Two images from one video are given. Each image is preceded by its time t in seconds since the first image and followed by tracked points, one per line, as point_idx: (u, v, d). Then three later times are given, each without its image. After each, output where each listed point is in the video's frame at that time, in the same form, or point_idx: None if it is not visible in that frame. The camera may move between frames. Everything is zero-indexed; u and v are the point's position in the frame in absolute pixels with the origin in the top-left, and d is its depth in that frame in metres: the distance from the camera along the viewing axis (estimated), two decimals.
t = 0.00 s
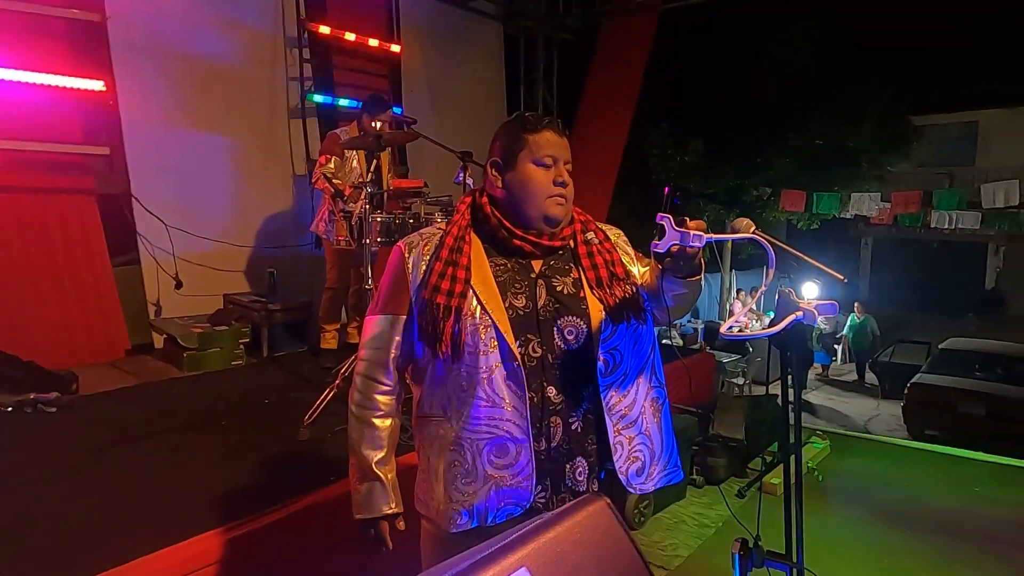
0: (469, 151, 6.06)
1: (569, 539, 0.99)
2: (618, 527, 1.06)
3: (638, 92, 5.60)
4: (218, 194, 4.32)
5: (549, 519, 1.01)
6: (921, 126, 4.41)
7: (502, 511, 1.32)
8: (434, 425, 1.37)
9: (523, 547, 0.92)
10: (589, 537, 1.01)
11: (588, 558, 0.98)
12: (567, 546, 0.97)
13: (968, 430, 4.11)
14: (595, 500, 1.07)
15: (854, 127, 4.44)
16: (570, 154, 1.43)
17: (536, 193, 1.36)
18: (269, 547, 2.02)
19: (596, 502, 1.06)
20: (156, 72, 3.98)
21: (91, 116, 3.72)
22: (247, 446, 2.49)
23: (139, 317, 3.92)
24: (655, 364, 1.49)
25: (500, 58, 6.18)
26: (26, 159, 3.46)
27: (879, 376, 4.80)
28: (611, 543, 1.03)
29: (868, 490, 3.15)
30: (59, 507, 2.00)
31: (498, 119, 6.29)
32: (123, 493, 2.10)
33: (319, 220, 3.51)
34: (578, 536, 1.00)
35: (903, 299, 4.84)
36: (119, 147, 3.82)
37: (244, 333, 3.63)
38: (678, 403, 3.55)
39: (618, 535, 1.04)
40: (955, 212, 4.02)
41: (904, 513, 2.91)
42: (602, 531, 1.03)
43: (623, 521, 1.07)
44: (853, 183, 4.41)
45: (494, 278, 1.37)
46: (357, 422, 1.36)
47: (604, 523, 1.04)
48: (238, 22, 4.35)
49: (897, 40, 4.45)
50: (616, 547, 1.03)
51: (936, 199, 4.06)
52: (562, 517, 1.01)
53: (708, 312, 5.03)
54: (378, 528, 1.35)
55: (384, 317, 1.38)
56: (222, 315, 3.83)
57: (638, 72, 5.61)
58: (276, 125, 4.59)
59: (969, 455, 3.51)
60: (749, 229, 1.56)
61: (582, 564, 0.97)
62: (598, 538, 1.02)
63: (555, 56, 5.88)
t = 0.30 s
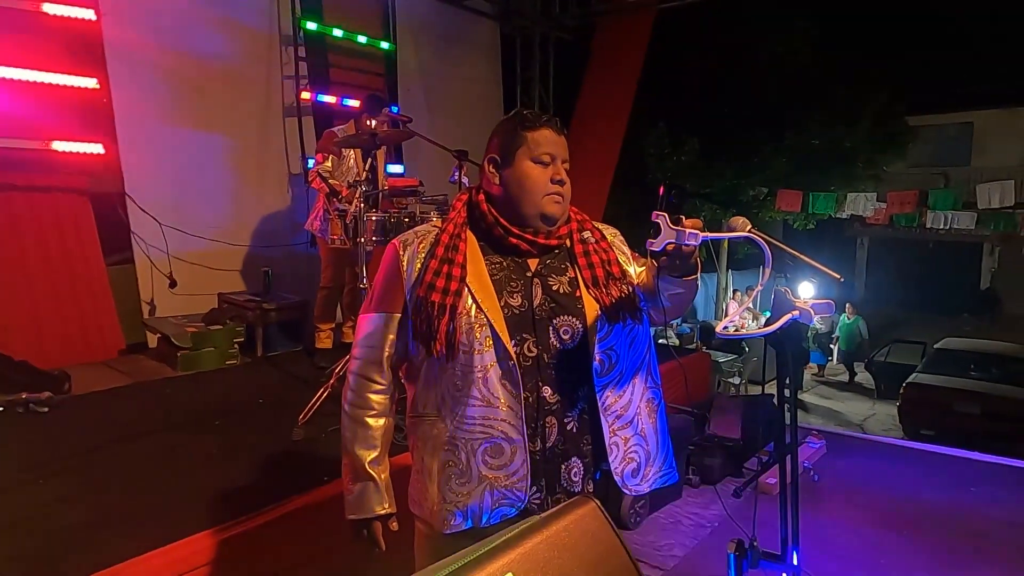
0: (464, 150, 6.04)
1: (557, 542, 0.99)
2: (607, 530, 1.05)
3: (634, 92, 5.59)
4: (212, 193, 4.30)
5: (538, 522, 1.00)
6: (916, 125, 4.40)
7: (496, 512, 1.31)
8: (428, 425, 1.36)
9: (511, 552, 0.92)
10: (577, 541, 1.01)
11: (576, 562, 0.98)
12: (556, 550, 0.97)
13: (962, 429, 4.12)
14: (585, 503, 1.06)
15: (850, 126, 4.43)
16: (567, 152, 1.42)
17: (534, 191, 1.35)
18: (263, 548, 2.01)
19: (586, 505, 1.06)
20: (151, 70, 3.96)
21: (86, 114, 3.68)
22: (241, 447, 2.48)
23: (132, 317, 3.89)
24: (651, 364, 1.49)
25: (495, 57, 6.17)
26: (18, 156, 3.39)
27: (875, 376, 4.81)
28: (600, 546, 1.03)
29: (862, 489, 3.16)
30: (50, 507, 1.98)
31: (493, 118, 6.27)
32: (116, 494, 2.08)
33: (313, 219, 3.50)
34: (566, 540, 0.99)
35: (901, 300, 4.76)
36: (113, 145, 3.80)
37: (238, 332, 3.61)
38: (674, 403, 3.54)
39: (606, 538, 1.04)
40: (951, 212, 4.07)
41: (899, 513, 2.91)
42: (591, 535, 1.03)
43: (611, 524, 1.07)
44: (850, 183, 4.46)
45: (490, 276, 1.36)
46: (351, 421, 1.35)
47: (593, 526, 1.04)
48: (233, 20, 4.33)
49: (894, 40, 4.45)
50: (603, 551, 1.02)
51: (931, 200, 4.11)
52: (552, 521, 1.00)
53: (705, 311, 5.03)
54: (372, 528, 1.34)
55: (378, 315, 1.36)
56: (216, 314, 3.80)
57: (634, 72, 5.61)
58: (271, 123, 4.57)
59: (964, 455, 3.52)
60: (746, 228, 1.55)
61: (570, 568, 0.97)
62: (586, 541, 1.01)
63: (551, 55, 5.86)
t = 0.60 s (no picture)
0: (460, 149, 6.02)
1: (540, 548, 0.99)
2: (592, 536, 1.05)
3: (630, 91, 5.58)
4: (206, 193, 4.27)
5: (521, 528, 1.00)
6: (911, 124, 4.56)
7: (490, 514, 1.30)
8: (422, 426, 1.35)
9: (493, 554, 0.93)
10: (560, 547, 1.01)
11: (558, 568, 0.98)
12: (538, 555, 0.97)
13: (958, 429, 4.12)
14: (568, 509, 1.06)
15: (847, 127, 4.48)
16: (561, 151, 1.41)
17: (528, 190, 1.33)
18: (256, 550, 2.00)
19: (569, 511, 1.06)
20: (144, 69, 3.94)
21: (79, 113, 3.66)
22: (234, 448, 2.46)
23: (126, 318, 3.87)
24: (646, 365, 1.48)
25: (491, 56, 6.15)
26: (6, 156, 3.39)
27: (871, 375, 4.80)
28: (583, 553, 1.03)
29: (857, 488, 3.16)
30: (41, 509, 1.96)
31: (489, 117, 6.26)
32: (107, 496, 2.05)
33: (307, 218, 3.48)
34: (548, 546, 0.99)
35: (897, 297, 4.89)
36: (106, 144, 3.78)
37: (232, 333, 3.59)
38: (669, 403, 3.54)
39: (591, 544, 1.04)
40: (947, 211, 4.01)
41: (894, 512, 2.91)
42: (575, 541, 1.03)
43: (596, 529, 1.06)
44: (846, 182, 4.44)
45: (483, 276, 1.35)
46: (343, 422, 1.34)
47: (576, 533, 1.04)
48: (227, 19, 4.31)
49: (888, 39, 4.46)
50: (586, 556, 1.02)
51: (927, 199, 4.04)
52: (534, 526, 1.01)
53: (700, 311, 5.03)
54: (364, 531, 1.32)
55: (371, 314, 1.35)
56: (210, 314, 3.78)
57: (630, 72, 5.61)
58: (265, 123, 4.55)
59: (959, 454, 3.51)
60: (739, 226, 1.54)
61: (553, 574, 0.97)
62: (570, 547, 1.01)
63: (546, 54, 5.85)
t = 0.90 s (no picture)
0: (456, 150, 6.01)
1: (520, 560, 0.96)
2: (574, 544, 1.03)
3: (626, 92, 5.58)
4: (201, 193, 4.26)
5: (501, 538, 0.98)
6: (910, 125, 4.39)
7: (485, 515, 1.29)
8: (416, 426, 1.34)
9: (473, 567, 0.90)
10: (541, 557, 0.98)
11: None
12: (519, 566, 0.95)
13: (953, 430, 4.12)
14: (550, 516, 1.04)
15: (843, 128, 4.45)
16: (557, 151, 1.40)
17: (523, 189, 1.33)
18: (248, 552, 1.99)
19: (550, 518, 1.03)
20: (139, 69, 3.92)
21: (73, 113, 3.64)
22: (228, 449, 2.45)
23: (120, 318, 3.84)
24: (642, 365, 1.47)
25: (488, 56, 6.14)
26: None
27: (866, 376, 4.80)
28: (565, 562, 1.01)
29: (853, 489, 3.15)
30: (32, 510, 1.95)
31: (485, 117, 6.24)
32: (98, 498, 2.04)
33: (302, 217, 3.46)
34: (528, 557, 0.97)
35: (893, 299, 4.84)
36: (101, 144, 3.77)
37: (226, 333, 3.58)
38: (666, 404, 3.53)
39: (574, 552, 1.02)
40: (941, 212, 4.01)
41: (889, 513, 2.90)
42: (556, 549, 1.00)
43: (579, 536, 1.04)
44: (841, 184, 4.39)
45: (478, 276, 1.34)
46: (336, 423, 1.33)
47: (558, 541, 1.01)
48: (223, 19, 4.30)
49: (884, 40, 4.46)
50: (568, 564, 1.00)
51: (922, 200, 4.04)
52: (514, 536, 0.98)
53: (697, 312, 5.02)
54: (357, 532, 1.31)
55: (364, 314, 1.34)
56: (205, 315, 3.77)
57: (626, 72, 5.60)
58: (261, 123, 4.54)
59: (958, 455, 3.50)
60: (735, 227, 1.55)
61: None
62: (551, 556, 0.99)
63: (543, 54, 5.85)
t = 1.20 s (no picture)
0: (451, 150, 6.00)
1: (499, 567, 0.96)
2: (554, 551, 1.03)
3: (621, 91, 5.58)
4: (194, 193, 4.24)
5: (480, 545, 0.98)
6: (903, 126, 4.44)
7: (477, 517, 1.29)
8: (408, 428, 1.34)
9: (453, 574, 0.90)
10: (521, 563, 0.98)
11: None
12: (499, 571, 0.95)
13: (946, 429, 4.13)
14: (530, 524, 1.05)
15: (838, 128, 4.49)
16: (548, 150, 1.40)
17: (514, 190, 1.32)
18: (239, 554, 1.98)
19: (529, 526, 1.04)
20: (132, 68, 3.90)
21: (65, 112, 3.62)
22: (220, 450, 2.44)
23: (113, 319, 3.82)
24: (635, 365, 1.47)
25: (482, 56, 6.13)
26: None
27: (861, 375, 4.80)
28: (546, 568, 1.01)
29: (847, 488, 3.15)
30: (23, 512, 1.93)
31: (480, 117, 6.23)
32: (88, 501, 2.02)
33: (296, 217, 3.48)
34: (509, 563, 0.97)
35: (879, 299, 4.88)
36: (93, 144, 3.75)
37: (219, 335, 3.56)
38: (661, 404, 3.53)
39: (553, 559, 1.02)
40: (937, 212, 4.02)
41: (883, 512, 2.91)
42: (535, 556, 1.01)
43: (558, 543, 1.05)
44: (835, 184, 4.40)
45: (470, 276, 1.33)
46: (327, 425, 1.32)
47: (537, 548, 1.02)
48: (216, 19, 4.28)
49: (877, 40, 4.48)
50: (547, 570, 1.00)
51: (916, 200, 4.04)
52: (493, 543, 0.98)
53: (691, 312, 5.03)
54: (349, 535, 1.31)
55: (355, 316, 1.33)
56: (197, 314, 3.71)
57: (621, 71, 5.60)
58: (254, 123, 4.52)
59: (953, 454, 3.51)
60: (727, 227, 1.55)
61: None
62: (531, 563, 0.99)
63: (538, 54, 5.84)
